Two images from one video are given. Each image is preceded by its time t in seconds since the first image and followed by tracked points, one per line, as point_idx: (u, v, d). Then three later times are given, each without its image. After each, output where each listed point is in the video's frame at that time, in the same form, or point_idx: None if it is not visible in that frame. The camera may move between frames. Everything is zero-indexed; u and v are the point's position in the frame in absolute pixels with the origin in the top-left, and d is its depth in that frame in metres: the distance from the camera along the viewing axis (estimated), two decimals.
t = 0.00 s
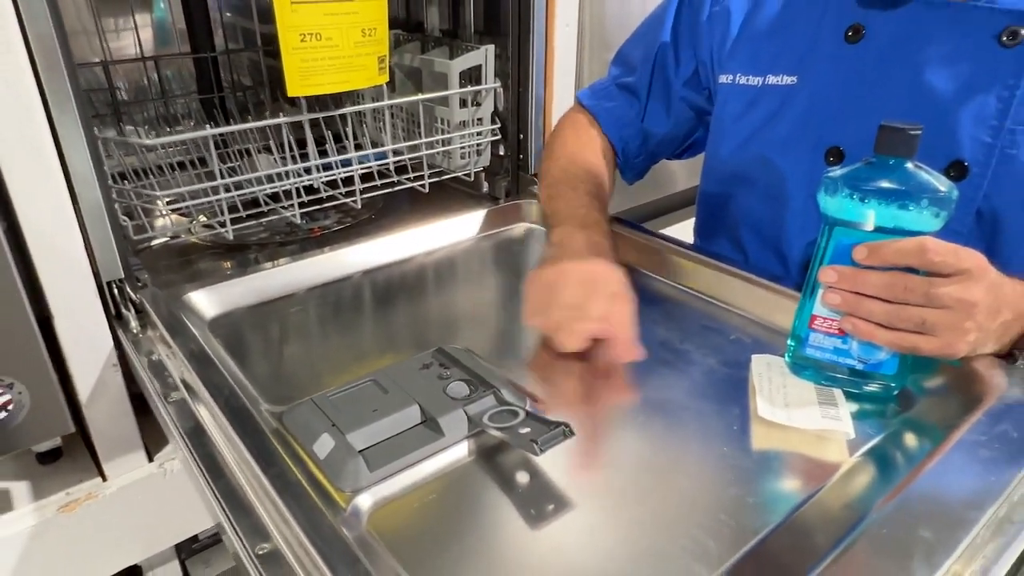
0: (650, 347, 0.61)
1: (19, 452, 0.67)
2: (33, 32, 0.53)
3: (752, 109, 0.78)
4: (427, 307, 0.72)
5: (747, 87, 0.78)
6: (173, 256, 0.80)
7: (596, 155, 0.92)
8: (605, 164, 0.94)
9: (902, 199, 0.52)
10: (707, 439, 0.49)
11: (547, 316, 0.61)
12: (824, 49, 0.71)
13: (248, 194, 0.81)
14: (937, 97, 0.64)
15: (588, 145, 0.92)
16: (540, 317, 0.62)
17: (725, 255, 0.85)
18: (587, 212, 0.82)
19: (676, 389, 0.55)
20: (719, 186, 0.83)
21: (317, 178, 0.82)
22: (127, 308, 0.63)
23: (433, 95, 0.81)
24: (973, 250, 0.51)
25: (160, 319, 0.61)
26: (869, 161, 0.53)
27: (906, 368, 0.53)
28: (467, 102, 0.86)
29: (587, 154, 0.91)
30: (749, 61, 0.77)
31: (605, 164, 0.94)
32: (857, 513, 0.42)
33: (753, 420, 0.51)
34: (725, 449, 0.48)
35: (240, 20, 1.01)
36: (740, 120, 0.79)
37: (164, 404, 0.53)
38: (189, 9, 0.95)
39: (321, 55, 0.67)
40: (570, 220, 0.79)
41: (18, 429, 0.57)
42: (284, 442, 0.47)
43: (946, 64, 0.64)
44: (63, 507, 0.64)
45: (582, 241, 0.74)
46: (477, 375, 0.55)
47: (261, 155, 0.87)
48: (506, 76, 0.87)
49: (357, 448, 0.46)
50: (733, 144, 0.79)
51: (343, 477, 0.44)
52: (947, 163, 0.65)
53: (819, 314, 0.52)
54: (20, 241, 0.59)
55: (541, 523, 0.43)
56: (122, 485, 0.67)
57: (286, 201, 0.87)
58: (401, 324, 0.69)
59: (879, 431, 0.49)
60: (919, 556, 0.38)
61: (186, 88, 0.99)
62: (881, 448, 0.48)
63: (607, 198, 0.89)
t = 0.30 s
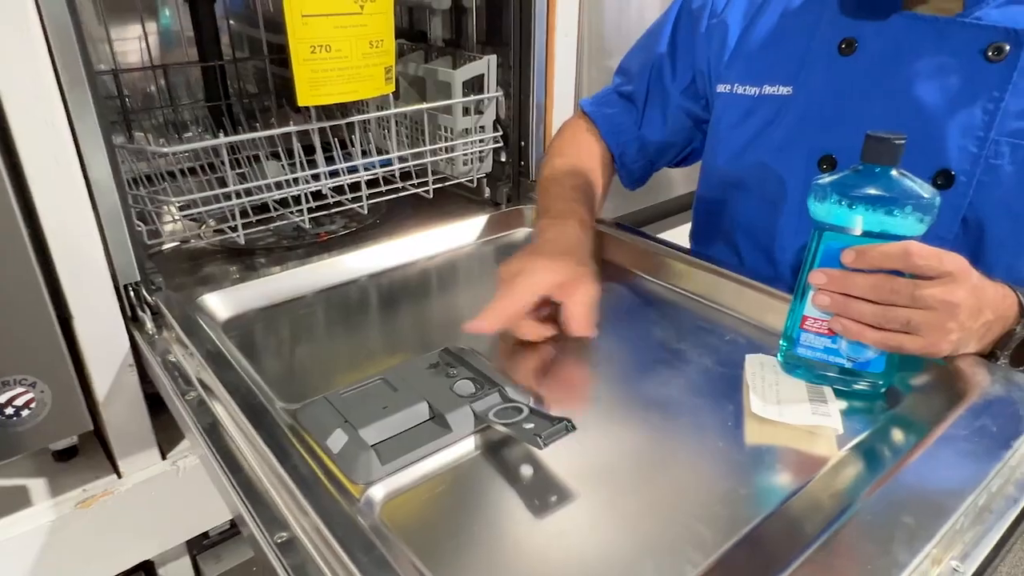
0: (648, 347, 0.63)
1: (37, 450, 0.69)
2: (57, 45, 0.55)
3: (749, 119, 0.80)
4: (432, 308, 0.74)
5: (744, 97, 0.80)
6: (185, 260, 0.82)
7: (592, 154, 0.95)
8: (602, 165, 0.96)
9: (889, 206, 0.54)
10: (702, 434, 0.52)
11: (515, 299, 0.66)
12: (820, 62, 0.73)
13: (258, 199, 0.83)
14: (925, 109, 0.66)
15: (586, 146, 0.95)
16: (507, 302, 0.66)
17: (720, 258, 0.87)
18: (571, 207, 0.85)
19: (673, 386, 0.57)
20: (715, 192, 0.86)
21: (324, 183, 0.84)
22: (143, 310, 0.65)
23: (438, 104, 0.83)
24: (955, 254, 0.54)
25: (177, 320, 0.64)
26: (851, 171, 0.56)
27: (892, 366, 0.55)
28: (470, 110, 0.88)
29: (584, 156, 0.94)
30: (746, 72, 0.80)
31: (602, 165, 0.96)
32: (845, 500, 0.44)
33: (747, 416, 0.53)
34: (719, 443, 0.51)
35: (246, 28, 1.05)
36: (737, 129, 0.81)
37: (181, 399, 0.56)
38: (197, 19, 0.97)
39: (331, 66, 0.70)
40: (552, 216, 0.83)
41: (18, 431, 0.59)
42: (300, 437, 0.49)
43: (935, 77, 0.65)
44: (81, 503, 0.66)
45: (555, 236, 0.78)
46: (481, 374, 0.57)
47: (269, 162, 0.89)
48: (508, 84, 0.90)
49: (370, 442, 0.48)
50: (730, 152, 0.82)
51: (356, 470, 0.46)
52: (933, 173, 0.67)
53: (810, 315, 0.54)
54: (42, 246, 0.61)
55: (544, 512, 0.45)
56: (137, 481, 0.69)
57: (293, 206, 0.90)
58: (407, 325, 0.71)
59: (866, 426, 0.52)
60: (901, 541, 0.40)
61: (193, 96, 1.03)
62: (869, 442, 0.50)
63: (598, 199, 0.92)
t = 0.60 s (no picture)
0: (645, 352, 0.66)
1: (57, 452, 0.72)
2: (84, 66, 0.58)
3: (740, 134, 0.83)
4: (437, 314, 0.77)
5: (736, 112, 0.83)
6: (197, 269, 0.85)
7: (588, 166, 0.98)
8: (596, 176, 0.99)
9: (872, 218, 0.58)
10: (697, 434, 0.55)
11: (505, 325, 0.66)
12: (808, 80, 0.76)
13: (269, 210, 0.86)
14: (907, 125, 0.69)
15: (582, 158, 0.98)
16: (497, 329, 0.66)
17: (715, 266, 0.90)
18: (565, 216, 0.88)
19: (669, 389, 0.60)
20: (710, 203, 0.89)
21: (332, 195, 0.87)
22: (161, 316, 0.68)
23: (442, 118, 0.86)
24: (936, 264, 0.57)
25: (194, 325, 0.66)
26: (832, 186, 0.59)
27: (877, 369, 0.58)
28: (473, 124, 0.92)
29: (579, 168, 0.97)
30: (738, 89, 0.82)
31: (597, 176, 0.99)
32: (830, 492, 0.47)
33: (739, 417, 0.56)
34: (713, 442, 0.54)
35: (252, 42, 1.07)
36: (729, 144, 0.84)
37: (201, 401, 0.58)
38: (206, 33, 1.01)
39: (341, 82, 0.73)
40: (546, 225, 0.86)
41: (26, 436, 0.61)
42: (316, 436, 0.52)
43: (915, 95, 0.68)
44: (100, 502, 0.69)
45: (548, 245, 0.81)
46: (487, 378, 0.60)
47: (278, 173, 0.92)
48: (510, 98, 0.93)
49: (383, 441, 0.51)
50: (723, 165, 0.84)
51: (370, 467, 0.49)
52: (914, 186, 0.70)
53: (799, 321, 0.57)
54: (66, 256, 0.64)
55: (546, 508, 0.48)
56: (154, 481, 0.71)
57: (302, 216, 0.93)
58: (413, 330, 0.74)
59: (851, 426, 0.54)
60: (879, 531, 0.43)
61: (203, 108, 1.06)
62: (853, 440, 0.53)
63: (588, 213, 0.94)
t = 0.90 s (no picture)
0: (640, 358, 0.69)
1: (77, 455, 0.75)
2: (112, 88, 0.62)
3: (730, 153, 0.86)
4: (442, 323, 0.81)
5: (726, 132, 0.86)
6: (208, 280, 0.89)
7: (584, 181, 1.02)
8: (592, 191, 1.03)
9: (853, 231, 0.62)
10: (689, 435, 0.58)
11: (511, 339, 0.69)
12: (795, 101, 0.80)
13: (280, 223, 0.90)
14: (887, 144, 0.72)
15: (581, 176, 1.02)
16: (502, 343, 0.69)
17: (707, 277, 0.93)
18: (565, 229, 0.91)
19: (663, 393, 0.64)
20: (699, 217, 0.91)
21: (340, 207, 0.91)
22: (180, 325, 0.71)
23: (446, 135, 0.90)
24: (911, 275, 0.60)
25: (211, 331, 0.70)
26: (815, 202, 0.63)
27: (859, 374, 0.62)
28: (475, 140, 0.95)
29: (575, 183, 1.00)
30: (728, 109, 0.85)
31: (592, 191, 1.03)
32: (813, 488, 0.51)
33: (728, 419, 0.60)
34: (704, 443, 0.57)
35: (260, 59, 1.13)
36: (719, 162, 0.87)
37: (220, 405, 0.61)
38: (217, 51, 1.04)
39: (351, 102, 0.77)
40: (546, 239, 0.89)
41: (28, 442, 0.63)
42: (331, 436, 0.55)
43: (894, 116, 0.72)
44: (119, 503, 0.72)
45: (547, 258, 0.85)
46: (491, 383, 0.63)
47: (288, 188, 0.96)
48: (510, 115, 0.97)
49: (394, 441, 0.54)
50: (713, 182, 0.87)
51: (383, 465, 0.53)
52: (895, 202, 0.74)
53: (785, 329, 0.61)
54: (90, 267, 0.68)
55: (546, 504, 0.51)
56: (170, 483, 0.74)
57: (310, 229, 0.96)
58: (420, 338, 0.77)
59: (834, 427, 0.58)
60: (857, 522, 0.46)
61: (211, 123, 1.10)
62: (836, 441, 0.56)
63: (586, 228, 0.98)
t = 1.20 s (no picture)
0: (638, 366, 0.74)
1: (103, 460, 0.79)
2: (144, 113, 0.66)
3: (721, 174, 0.90)
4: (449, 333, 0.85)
5: (718, 154, 0.90)
6: (223, 292, 0.93)
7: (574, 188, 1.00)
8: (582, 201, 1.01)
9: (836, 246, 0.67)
10: (684, 438, 0.62)
11: (414, 339, 0.71)
12: (780, 125, 0.84)
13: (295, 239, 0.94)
14: (866, 165, 0.77)
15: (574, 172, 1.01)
16: (434, 353, 0.69)
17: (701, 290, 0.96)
18: (523, 219, 0.93)
19: (660, 399, 0.68)
20: (690, 237, 0.95)
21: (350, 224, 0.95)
22: (202, 335, 0.75)
23: (452, 155, 0.95)
24: (889, 287, 0.65)
25: (232, 341, 0.74)
26: (801, 219, 0.67)
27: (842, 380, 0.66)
28: (480, 159, 1.00)
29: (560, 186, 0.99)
30: (720, 133, 0.90)
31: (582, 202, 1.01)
32: (796, 484, 0.55)
33: (720, 422, 0.64)
34: (698, 445, 0.61)
35: (272, 78, 1.18)
36: (710, 182, 0.91)
37: (243, 410, 0.65)
38: (231, 72, 1.09)
39: (364, 125, 0.81)
40: (506, 228, 0.91)
41: (28, 442, 0.66)
42: (349, 438, 0.59)
43: (873, 139, 0.77)
44: (143, 505, 0.75)
45: (489, 254, 0.85)
46: (497, 389, 0.67)
47: (301, 205, 1.00)
48: (513, 135, 1.02)
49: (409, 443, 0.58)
50: (704, 202, 0.92)
51: (398, 465, 0.57)
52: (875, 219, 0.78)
53: (773, 338, 0.65)
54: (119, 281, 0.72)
55: (550, 503, 0.55)
56: (191, 486, 0.78)
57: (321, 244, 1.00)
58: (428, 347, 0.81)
59: (819, 430, 0.62)
60: (835, 513, 0.50)
61: (224, 141, 1.14)
62: (819, 443, 0.60)
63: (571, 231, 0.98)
